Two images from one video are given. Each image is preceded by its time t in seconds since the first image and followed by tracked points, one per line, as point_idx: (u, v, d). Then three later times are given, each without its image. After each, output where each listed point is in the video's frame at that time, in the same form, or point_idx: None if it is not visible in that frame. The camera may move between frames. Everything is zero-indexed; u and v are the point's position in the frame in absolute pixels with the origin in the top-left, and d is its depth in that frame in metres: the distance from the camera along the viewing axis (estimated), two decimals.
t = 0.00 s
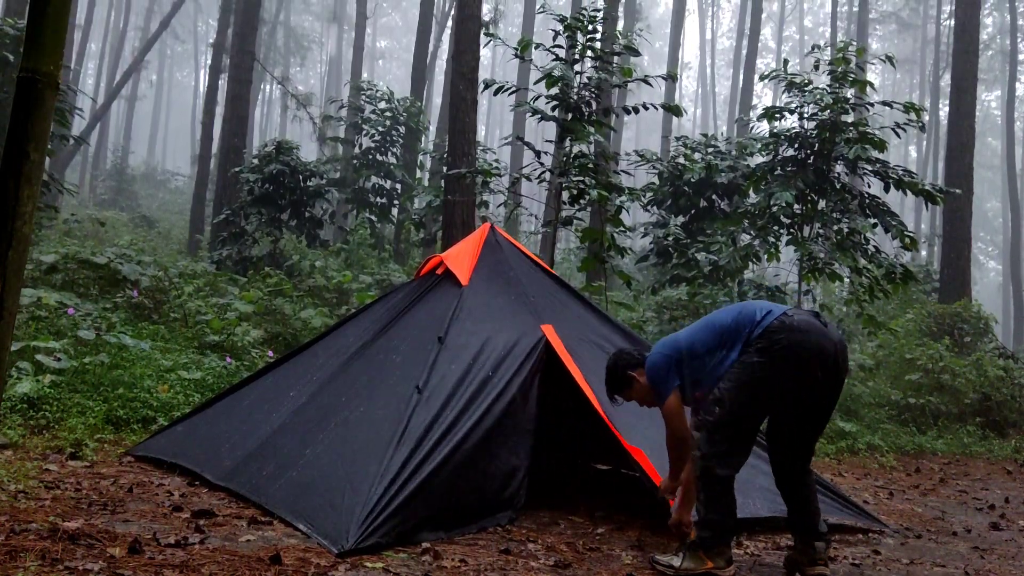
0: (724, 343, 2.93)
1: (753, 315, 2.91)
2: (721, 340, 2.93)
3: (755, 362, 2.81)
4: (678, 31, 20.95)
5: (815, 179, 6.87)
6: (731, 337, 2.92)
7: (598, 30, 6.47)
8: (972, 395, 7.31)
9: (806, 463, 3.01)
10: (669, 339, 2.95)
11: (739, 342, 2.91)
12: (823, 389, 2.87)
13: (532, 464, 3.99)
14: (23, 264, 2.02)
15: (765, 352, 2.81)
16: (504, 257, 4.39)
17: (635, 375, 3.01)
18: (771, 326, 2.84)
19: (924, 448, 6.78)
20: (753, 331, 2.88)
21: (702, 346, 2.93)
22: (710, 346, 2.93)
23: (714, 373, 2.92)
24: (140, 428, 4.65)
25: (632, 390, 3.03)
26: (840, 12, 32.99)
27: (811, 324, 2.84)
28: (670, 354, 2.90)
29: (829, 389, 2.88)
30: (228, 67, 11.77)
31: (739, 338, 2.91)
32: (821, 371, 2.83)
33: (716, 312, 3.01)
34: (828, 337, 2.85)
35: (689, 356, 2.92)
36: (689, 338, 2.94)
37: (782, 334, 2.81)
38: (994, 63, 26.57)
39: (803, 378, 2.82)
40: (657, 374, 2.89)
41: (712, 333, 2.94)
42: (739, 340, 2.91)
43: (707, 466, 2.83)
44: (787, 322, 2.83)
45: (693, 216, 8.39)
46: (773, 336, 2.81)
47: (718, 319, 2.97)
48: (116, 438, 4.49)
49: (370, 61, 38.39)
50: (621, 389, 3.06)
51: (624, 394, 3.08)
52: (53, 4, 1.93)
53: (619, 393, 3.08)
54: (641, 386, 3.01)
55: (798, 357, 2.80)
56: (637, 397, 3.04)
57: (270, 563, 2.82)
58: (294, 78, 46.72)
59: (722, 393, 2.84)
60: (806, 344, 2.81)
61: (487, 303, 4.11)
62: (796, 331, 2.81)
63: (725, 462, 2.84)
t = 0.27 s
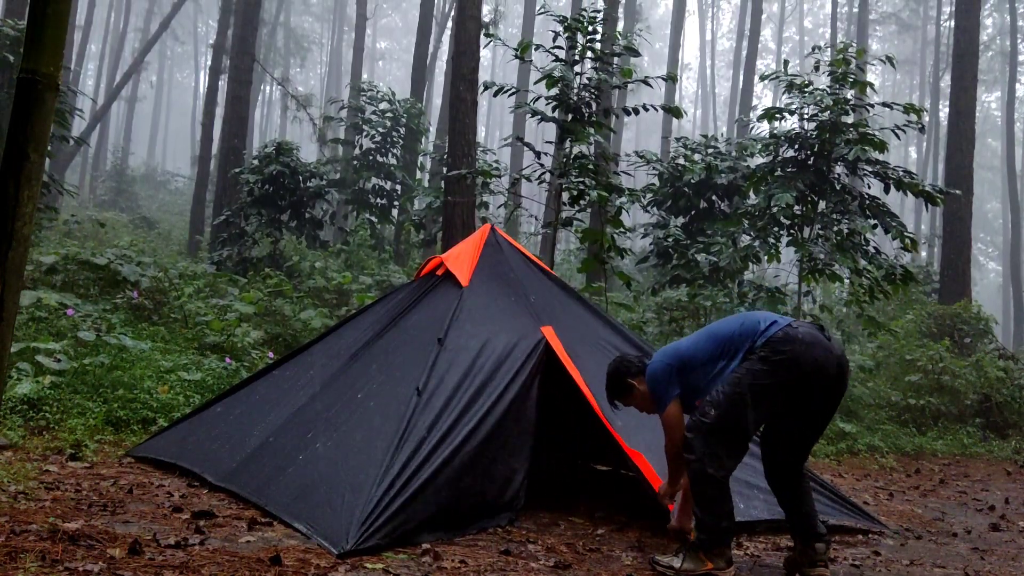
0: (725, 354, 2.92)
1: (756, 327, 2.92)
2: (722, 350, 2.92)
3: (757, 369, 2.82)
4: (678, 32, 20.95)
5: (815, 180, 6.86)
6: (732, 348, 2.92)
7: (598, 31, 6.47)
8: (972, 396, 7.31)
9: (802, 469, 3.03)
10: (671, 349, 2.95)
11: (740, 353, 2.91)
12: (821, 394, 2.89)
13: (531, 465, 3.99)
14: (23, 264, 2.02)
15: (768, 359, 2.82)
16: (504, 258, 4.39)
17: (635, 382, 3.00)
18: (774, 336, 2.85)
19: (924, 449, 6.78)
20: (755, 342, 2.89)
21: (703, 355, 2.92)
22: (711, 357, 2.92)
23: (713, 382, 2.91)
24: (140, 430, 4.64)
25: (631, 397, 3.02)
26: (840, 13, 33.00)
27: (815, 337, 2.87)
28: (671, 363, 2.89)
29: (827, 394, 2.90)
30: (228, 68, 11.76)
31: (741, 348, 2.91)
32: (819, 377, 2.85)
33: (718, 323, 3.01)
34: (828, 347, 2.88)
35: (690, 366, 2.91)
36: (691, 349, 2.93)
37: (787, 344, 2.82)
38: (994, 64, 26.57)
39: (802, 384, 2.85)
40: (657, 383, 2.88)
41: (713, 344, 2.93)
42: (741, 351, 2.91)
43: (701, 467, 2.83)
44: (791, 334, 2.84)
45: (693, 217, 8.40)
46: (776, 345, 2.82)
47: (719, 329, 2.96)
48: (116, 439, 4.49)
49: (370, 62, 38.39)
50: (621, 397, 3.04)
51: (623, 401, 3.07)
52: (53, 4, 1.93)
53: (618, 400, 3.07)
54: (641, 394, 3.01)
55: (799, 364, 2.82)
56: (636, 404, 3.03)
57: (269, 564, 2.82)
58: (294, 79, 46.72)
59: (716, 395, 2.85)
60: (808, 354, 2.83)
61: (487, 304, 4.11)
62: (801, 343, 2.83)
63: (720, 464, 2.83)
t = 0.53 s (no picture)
0: (728, 353, 2.94)
1: (761, 328, 2.92)
2: (724, 349, 2.93)
3: (759, 370, 2.81)
4: (678, 33, 20.95)
5: (816, 181, 6.86)
6: (736, 349, 2.93)
7: (597, 32, 6.47)
8: (972, 397, 7.31)
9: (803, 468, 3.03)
10: (674, 343, 2.94)
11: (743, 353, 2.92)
12: (822, 396, 2.88)
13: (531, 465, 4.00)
14: (23, 266, 2.02)
15: (771, 361, 2.81)
16: (505, 259, 4.39)
17: (635, 377, 3.03)
18: (778, 338, 2.84)
19: (925, 450, 6.77)
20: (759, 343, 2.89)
21: (704, 352, 2.92)
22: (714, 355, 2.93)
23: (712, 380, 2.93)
24: (140, 431, 4.64)
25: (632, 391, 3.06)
26: (840, 14, 33.01)
27: (819, 340, 2.86)
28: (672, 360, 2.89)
29: (828, 396, 2.89)
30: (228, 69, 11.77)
31: (744, 348, 2.92)
32: (822, 379, 2.85)
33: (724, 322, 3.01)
34: (831, 350, 2.88)
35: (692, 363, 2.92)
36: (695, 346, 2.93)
37: (791, 347, 2.81)
38: (993, 65, 26.58)
39: (805, 387, 2.84)
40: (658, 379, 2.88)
41: (717, 342, 2.94)
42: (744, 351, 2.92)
43: (701, 467, 2.82)
44: (795, 337, 2.84)
45: (693, 217, 8.41)
46: (780, 348, 2.82)
47: (726, 329, 2.96)
48: (116, 440, 4.48)
49: (370, 63, 38.41)
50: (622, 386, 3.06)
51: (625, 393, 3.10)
52: (52, 5, 1.93)
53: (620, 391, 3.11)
54: (641, 388, 3.04)
55: (802, 366, 2.81)
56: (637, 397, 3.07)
57: (269, 565, 2.82)
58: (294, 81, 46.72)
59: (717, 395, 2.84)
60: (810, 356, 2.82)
61: (487, 305, 4.11)
62: (804, 346, 2.82)
63: (720, 464, 2.83)
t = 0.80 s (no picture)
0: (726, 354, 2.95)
1: (760, 328, 2.93)
2: (723, 348, 2.95)
3: (759, 372, 2.81)
4: (678, 34, 20.95)
5: (816, 182, 6.84)
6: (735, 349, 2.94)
7: (598, 33, 6.47)
8: (972, 398, 7.31)
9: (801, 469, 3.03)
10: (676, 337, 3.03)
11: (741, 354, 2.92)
12: (821, 398, 2.88)
13: (532, 465, 4.00)
14: (23, 267, 2.02)
15: (771, 363, 2.81)
16: (505, 260, 4.39)
17: (631, 379, 3.04)
18: (778, 341, 2.84)
19: (925, 451, 6.77)
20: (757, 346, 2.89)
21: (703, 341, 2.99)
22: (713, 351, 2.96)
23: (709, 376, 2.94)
24: (140, 431, 4.64)
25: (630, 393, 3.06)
26: (840, 15, 33.01)
27: (818, 343, 2.86)
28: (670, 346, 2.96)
29: (828, 398, 2.89)
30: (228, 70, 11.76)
31: (743, 350, 2.92)
32: (821, 381, 2.85)
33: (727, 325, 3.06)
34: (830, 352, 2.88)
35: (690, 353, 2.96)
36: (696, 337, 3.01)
37: (791, 350, 2.81)
38: (993, 66, 26.59)
39: (805, 389, 2.84)
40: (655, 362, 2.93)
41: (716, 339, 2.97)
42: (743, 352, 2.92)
43: (703, 469, 2.82)
44: (796, 339, 2.84)
45: (693, 218, 8.42)
46: (782, 351, 2.81)
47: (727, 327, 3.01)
48: (116, 440, 4.48)
49: (370, 64, 38.43)
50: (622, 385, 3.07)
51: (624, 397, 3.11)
52: (53, 5, 1.93)
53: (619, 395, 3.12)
54: (639, 391, 3.04)
55: (802, 367, 2.81)
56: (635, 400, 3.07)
57: (269, 566, 2.82)
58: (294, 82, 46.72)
59: (718, 397, 2.84)
60: (809, 358, 2.82)
61: (487, 306, 4.11)
62: (805, 348, 2.82)
63: (721, 466, 2.83)
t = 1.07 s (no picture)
0: (726, 351, 2.95)
1: (759, 327, 2.94)
2: (722, 346, 2.95)
3: (759, 373, 2.81)
4: (678, 35, 20.94)
5: (816, 183, 6.83)
6: (735, 347, 2.94)
7: (598, 34, 6.47)
8: (972, 399, 7.31)
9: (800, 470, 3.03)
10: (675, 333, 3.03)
11: (741, 352, 2.93)
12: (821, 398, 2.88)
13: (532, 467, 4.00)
14: (23, 268, 2.02)
15: (771, 364, 2.81)
16: (505, 261, 4.39)
17: (629, 377, 2.99)
18: (779, 341, 2.84)
19: (925, 451, 6.77)
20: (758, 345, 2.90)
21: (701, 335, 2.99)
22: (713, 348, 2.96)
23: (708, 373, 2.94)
24: (140, 432, 4.64)
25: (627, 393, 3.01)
26: (840, 16, 33.01)
27: (817, 343, 2.86)
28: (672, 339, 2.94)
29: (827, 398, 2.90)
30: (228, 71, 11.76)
31: (743, 349, 2.92)
32: (821, 382, 2.84)
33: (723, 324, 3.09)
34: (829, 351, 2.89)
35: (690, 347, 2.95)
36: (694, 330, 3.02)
37: (792, 351, 2.81)
38: (993, 67, 26.60)
39: (806, 391, 2.83)
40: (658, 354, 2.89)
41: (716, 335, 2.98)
42: (742, 350, 2.92)
43: (702, 469, 2.81)
44: (797, 341, 2.83)
45: (694, 220, 8.42)
46: (782, 353, 2.81)
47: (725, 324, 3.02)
48: (116, 441, 4.48)
49: (370, 65, 38.43)
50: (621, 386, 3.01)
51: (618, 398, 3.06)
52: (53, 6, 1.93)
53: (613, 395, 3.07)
54: (636, 390, 3.00)
55: (804, 367, 2.81)
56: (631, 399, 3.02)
57: (269, 567, 2.81)
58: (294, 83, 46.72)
59: (717, 397, 2.83)
60: (809, 357, 2.82)
61: (487, 308, 4.11)
62: (805, 349, 2.82)
63: (720, 467, 2.83)
